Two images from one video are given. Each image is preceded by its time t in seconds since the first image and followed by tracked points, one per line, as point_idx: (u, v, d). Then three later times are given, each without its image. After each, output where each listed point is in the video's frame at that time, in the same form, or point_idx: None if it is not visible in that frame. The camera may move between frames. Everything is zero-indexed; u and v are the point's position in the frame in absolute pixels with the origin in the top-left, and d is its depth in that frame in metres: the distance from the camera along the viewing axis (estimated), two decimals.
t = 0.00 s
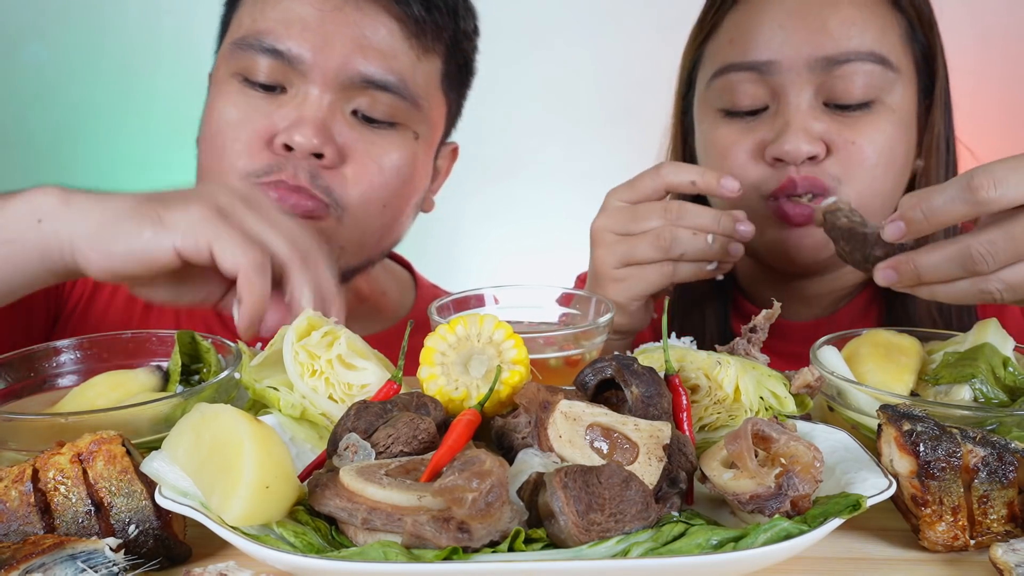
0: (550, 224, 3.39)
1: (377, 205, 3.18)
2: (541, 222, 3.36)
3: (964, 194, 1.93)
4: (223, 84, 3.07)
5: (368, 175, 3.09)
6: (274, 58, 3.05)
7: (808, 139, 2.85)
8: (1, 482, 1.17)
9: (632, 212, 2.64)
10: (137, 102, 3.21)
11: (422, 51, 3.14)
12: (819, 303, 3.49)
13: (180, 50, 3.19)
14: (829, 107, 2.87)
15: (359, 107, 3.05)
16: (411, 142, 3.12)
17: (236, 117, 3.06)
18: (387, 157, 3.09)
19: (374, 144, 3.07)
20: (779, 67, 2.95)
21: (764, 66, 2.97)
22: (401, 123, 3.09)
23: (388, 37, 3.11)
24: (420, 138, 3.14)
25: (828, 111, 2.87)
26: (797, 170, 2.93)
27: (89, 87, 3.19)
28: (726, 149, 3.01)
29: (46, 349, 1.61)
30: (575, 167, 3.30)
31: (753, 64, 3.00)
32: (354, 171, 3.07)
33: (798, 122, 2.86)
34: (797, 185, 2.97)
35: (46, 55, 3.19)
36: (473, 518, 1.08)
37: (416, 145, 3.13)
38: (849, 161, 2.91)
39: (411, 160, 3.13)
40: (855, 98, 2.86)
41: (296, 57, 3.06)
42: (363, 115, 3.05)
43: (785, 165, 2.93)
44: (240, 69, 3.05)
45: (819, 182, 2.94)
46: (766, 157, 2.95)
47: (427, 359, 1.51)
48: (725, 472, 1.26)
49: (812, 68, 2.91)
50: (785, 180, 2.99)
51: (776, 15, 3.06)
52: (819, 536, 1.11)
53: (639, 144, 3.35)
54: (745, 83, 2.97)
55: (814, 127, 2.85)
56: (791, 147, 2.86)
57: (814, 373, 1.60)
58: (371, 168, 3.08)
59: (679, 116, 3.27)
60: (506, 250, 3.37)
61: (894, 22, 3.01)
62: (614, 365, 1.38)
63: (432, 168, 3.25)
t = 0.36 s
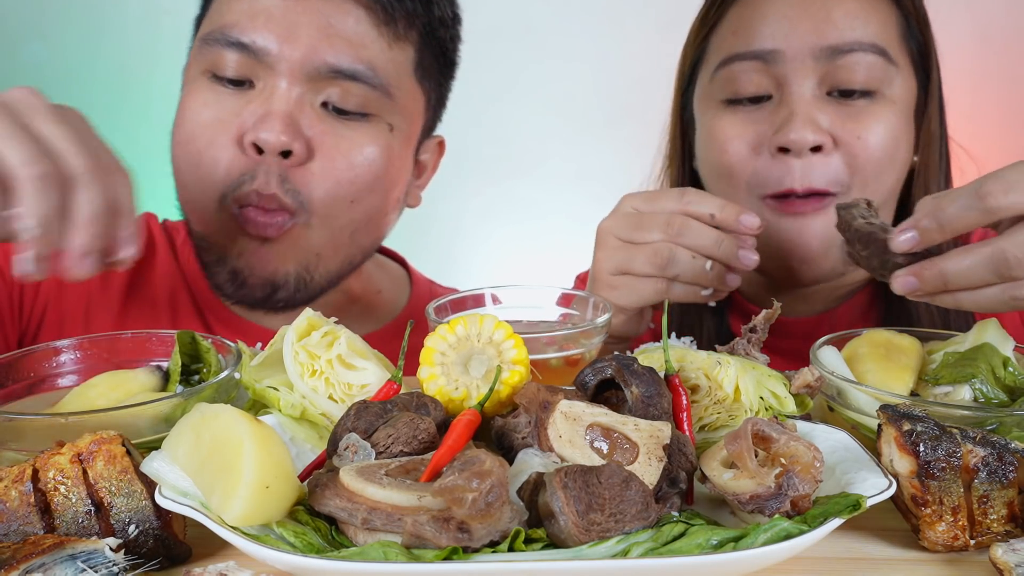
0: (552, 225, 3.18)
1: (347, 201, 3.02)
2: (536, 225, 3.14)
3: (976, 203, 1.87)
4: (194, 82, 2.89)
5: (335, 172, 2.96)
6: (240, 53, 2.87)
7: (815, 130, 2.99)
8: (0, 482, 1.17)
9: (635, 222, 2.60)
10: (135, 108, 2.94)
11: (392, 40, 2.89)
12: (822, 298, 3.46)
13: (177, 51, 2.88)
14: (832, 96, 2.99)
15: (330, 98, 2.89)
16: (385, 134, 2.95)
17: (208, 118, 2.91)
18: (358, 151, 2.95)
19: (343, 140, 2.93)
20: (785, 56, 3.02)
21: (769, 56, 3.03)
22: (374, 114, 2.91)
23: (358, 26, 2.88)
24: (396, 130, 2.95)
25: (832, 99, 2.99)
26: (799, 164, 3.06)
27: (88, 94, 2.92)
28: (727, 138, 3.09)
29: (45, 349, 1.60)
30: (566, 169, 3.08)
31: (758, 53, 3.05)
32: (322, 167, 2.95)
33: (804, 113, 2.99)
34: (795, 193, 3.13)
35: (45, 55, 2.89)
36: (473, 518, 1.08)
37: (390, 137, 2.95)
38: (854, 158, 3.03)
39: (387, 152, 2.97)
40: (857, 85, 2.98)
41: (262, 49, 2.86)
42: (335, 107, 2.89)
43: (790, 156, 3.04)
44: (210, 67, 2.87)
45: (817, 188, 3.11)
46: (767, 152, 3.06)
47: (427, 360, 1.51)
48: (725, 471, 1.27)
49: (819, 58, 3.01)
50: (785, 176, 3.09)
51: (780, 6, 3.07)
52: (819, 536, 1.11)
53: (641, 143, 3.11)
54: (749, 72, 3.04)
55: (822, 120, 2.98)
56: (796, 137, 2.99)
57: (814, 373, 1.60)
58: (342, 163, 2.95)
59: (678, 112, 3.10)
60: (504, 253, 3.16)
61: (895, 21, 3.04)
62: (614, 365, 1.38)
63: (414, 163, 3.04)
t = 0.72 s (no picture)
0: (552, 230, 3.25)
1: (311, 199, 2.82)
2: (537, 229, 3.20)
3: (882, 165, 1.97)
4: (138, 87, 2.75)
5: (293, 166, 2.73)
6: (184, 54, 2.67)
7: (828, 121, 2.79)
8: None
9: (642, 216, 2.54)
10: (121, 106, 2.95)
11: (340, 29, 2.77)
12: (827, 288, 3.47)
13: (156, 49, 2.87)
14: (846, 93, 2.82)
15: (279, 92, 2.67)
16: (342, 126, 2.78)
17: (153, 120, 2.67)
18: (320, 146, 2.74)
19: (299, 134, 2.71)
20: (802, 52, 2.89)
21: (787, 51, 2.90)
22: (329, 106, 2.74)
23: (301, 15, 2.73)
24: (353, 120, 2.81)
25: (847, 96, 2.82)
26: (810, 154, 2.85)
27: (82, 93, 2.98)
28: (741, 132, 2.96)
29: (45, 349, 1.60)
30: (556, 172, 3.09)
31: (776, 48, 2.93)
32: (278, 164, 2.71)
33: (817, 104, 2.80)
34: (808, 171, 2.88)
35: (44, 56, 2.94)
36: (472, 518, 1.08)
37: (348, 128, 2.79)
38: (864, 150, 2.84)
39: (346, 146, 2.80)
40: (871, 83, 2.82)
41: (202, 47, 2.67)
42: (286, 102, 2.68)
43: (801, 145, 2.85)
44: (153, 70, 2.70)
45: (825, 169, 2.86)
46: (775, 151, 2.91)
47: (427, 360, 1.51)
48: (725, 471, 1.27)
49: (832, 54, 2.85)
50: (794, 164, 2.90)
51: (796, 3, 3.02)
52: (818, 536, 1.11)
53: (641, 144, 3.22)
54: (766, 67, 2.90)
55: (835, 111, 2.79)
56: (809, 127, 2.80)
57: (814, 373, 1.61)
58: (300, 160, 2.73)
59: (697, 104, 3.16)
60: (503, 254, 3.21)
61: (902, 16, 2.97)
62: (614, 365, 1.38)
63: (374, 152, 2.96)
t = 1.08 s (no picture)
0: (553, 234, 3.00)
1: (312, 212, 2.81)
2: (533, 235, 2.97)
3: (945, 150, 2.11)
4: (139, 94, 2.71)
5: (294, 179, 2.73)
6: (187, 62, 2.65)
7: (849, 119, 2.83)
8: None
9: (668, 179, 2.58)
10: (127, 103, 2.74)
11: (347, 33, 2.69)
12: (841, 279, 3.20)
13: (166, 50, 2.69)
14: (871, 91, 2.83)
15: (285, 100, 2.66)
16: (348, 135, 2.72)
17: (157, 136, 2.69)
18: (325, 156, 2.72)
19: (301, 145, 2.69)
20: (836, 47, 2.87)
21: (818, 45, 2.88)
22: (334, 114, 2.69)
23: (307, 20, 2.65)
24: (359, 129, 2.74)
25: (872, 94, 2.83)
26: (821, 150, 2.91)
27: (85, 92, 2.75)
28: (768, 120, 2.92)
29: (45, 348, 1.60)
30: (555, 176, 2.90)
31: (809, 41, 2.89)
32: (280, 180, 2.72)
33: (842, 99, 2.83)
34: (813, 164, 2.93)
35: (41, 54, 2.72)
36: (473, 518, 1.08)
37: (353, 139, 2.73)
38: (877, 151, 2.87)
39: (353, 154, 2.75)
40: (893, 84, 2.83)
41: (205, 54, 2.64)
42: (292, 110, 2.66)
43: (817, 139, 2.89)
44: (155, 77, 2.68)
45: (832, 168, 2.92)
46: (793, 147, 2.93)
47: (427, 360, 1.51)
48: (725, 471, 1.27)
49: (862, 51, 2.84)
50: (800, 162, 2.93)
51: None
52: (818, 536, 1.11)
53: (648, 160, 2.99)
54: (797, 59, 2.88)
55: (859, 109, 2.83)
56: (828, 121, 2.85)
57: (814, 373, 1.61)
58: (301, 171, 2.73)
59: (735, 92, 2.89)
60: (503, 255, 2.97)
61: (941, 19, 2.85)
62: (614, 365, 1.38)
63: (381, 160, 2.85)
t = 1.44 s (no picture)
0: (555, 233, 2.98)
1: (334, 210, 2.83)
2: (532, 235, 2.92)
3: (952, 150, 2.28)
4: (161, 91, 2.73)
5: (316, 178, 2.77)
6: (208, 63, 2.68)
7: (822, 117, 2.78)
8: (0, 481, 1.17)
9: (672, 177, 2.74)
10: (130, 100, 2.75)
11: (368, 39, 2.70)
12: (842, 284, 3.02)
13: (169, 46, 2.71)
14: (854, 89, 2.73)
15: (305, 104, 2.70)
16: (365, 138, 2.76)
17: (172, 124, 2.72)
18: (342, 156, 2.76)
19: (323, 145, 2.74)
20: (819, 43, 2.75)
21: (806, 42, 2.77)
22: (354, 117, 2.73)
23: (330, 28, 2.67)
24: (377, 132, 2.77)
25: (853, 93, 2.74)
26: (800, 151, 2.84)
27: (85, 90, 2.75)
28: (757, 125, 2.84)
29: (45, 348, 1.60)
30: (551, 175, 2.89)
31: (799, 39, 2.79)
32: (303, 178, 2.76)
33: (817, 98, 2.77)
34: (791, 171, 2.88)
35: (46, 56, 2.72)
36: (473, 518, 1.08)
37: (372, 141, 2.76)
38: (854, 154, 2.82)
39: (368, 156, 2.77)
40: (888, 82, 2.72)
41: (229, 57, 2.67)
42: (312, 113, 2.71)
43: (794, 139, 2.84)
44: (177, 77, 2.71)
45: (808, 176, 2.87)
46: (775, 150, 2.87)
47: (427, 360, 1.51)
48: (725, 471, 1.26)
49: (842, 47, 2.73)
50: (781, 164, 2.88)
51: None
52: (818, 536, 1.11)
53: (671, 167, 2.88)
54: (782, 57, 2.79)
55: (833, 107, 2.76)
56: (802, 119, 2.80)
57: (814, 373, 1.62)
58: (323, 172, 2.76)
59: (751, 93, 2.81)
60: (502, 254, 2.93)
61: (938, 22, 2.70)
62: (614, 365, 1.38)
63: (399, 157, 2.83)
